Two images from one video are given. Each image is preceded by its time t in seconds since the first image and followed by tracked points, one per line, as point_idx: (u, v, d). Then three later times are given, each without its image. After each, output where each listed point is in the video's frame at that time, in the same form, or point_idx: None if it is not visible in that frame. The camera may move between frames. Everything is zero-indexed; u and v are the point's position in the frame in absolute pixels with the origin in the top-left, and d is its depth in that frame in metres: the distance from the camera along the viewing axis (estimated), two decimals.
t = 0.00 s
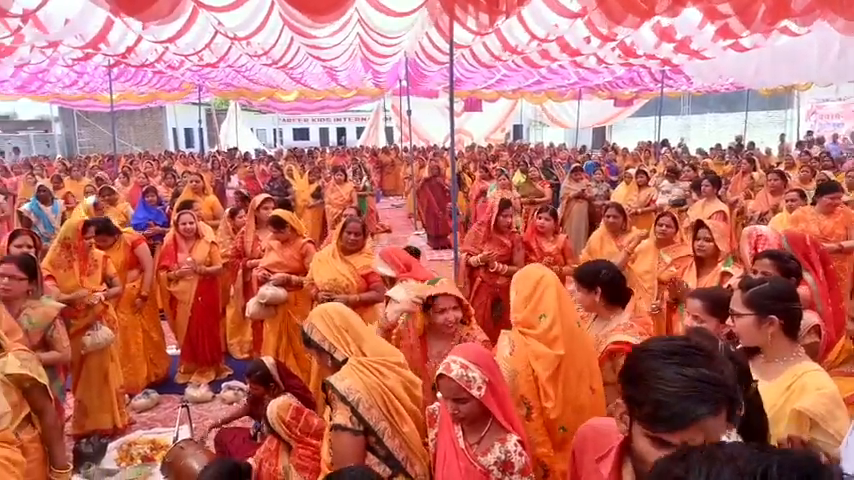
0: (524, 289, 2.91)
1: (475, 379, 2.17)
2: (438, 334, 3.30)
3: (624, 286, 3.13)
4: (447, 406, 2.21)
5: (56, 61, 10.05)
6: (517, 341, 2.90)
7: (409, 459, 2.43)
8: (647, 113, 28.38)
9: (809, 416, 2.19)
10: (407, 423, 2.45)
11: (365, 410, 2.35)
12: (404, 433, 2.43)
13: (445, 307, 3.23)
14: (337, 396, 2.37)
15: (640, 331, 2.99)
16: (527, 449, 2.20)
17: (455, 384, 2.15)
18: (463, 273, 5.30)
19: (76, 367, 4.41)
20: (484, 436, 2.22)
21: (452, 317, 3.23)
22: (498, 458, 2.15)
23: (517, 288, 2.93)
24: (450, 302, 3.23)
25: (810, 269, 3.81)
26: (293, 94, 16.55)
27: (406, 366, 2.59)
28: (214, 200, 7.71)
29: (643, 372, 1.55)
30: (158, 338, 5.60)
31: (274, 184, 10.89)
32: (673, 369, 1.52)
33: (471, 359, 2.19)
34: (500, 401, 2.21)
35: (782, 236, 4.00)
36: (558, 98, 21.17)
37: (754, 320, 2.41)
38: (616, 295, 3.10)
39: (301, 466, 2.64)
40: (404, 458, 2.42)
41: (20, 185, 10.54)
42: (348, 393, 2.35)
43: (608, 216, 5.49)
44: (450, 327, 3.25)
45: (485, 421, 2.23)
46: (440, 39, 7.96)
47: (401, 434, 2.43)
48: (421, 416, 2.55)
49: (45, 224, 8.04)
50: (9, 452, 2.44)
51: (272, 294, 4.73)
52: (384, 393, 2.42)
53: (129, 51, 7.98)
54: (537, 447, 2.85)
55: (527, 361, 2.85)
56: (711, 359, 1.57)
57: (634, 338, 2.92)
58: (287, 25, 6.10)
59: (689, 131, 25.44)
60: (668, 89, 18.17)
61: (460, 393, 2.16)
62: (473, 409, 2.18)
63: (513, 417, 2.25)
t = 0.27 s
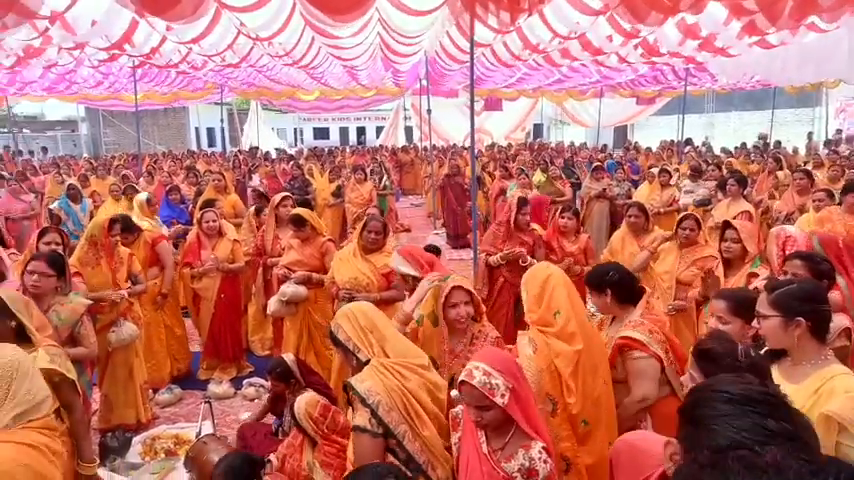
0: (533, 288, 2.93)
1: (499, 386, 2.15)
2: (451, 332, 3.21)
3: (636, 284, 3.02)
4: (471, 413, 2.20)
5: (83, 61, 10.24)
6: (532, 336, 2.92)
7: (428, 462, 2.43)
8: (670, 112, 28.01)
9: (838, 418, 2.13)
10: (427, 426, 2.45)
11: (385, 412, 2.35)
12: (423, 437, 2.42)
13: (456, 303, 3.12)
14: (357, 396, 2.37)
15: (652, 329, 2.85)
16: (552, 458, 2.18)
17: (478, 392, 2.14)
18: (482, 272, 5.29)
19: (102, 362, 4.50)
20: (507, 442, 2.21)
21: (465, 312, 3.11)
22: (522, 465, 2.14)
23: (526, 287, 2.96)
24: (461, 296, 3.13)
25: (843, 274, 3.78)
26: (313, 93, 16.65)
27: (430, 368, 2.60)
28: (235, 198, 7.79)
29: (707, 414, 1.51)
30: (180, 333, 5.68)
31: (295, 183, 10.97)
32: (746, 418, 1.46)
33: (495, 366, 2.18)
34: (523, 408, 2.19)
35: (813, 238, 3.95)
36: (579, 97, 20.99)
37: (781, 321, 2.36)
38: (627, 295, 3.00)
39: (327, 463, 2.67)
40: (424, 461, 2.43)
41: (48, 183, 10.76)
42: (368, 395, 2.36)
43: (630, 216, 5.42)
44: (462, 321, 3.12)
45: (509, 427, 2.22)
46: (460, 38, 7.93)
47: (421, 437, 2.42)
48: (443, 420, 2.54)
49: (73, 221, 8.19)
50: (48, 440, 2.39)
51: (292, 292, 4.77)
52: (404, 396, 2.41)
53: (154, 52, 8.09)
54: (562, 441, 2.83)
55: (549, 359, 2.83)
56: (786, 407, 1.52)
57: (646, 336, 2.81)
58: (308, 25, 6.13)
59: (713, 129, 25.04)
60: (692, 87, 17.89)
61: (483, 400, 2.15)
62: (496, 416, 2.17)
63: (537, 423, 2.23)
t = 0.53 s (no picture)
0: (543, 280, 2.99)
1: (526, 388, 2.15)
2: (469, 331, 3.19)
3: (650, 284, 3.05)
4: (495, 415, 2.19)
5: (105, 60, 10.39)
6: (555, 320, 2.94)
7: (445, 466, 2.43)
8: (690, 111, 27.68)
9: None
10: (445, 430, 2.42)
11: (400, 415, 2.35)
12: (439, 441, 2.40)
13: (478, 298, 3.13)
14: (373, 398, 2.39)
15: (663, 326, 2.85)
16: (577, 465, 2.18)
17: (504, 391, 2.13)
18: (499, 271, 5.27)
19: (123, 356, 4.56)
20: (531, 448, 2.22)
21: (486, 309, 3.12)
22: (546, 472, 2.14)
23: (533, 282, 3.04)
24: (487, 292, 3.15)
25: None
26: (331, 92, 16.74)
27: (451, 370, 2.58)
28: (254, 196, 7.87)
29: (733, 426, 1.39)
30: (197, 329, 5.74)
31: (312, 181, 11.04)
32: (774, 435, 1.34)
33: (524, 367, 2.18)
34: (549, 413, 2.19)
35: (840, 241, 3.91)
36: (597, 95, 20.82)
37: (803, 324, 2.32)
38: (640, 295, 3.02)
39: (343, 461, 2.68)
40: (441, 465, 2.42)
41: (71, 180, 10.94)
42: (383, 397, 2.37)
43: (649, 215, 5.37)
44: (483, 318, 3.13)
45: (535, 432, 2.22)
46: (478, 36, 7.92)
47: (437, 442, 2.40)
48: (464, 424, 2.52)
49: (96, 218, 8.33)
50: (75, 425, 2.33)
51: (310, 290, 4.80)
52: (420, 398, 2.41)
53: (174, 51, 8.19)
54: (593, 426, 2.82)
55: (573, 346, 2.82)
56: (825, 433, 1.37)
57: (656, 335, 2.80)
58: (327, 24, 6.17)
59: (734, 128, 24.69)
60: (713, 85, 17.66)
61: (509, 401, 2.14)
62: (521, 419, 2.16)
63: (562, 428, 2.22)
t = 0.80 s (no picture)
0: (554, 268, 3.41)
1: (556, 388, 2.15)
2: (483, 331, 3.16)
3: (672, 282, 3.02)
4: (519, 412, 2.20)
5: (125, 59, 10.53)
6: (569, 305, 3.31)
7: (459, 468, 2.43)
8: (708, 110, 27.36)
9: None
10: (456, 435, 2.42)
11: (409, 418, 2.38)
12: (449, 446, 2.40)
13: (485, 299, 3.10)
14: (383, 402, 2.42)
15: (685, 322, 2.83)
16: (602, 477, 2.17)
17: (534, 388, 2.14)
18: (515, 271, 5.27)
19: (140, 352, 4.62)
20: (555, 458, 2.21)
21: (493, 309, 3.08)
22: None
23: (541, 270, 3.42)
24: (497, 291, 3.12)
25: None
26: (347, 91, 16.79)
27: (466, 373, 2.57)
28: (270, 194, 7.93)
29: (730, 401, 1.32)
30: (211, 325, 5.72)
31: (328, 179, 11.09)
32: (772, 410, 1.27)
33: (555, 367, 2.18)
34: (575, 420, 2.18)
35: None
36: (614, 95, 20.67)
37: (823, 326, 2.30)
38: (663, 292, 3.00)
39: (355, 459, 2.69)
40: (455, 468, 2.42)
41: (92, 177, 11.10)
42: (393, 401, 2.40)
43: (666, 216, 5.33)
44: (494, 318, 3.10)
45: (560, 440, 2.21)
46: (494, 34, 7.90)
47: (448, 446, 2.40)
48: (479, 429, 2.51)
49: (117, 215, 8.46)
50: (99, 412, 2.34)
51: (325, 288, 4.82)
52: (429, 401, 2.41)
53: (192, 50, 8.27)
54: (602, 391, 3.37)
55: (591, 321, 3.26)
56: (819, 403, 1.30)
57: (678, 329, 2.79)
58: (344, 23, 6.20)
59: (753, 128, 24.36)
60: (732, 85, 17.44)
61: (537, 399, 2.15)
62: (546, 420, 2.16)
63: (590, 436, 2.20)
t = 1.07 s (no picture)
0: (568, 263, 3.74)
1: (582, 386, 2.13)
2: (502, 330, 3.14)
3: (702, 282, 3.02)
4: (543, 409, 2.18)
5: (147, 60, 10.68)
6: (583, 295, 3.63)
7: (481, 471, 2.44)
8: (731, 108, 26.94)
9: None
10: (476, 439, 2.43)
11: (429, 422, 2.41)
12: (470, 450, 2.41)
13: (498, 296, 3.06)
14: (404, 404, 2.45)
15: (713, 321, 2.79)
16: None
17: (560, 383, 2.13)
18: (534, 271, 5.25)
19: (161, 349, 4.67)
20: (577, 459, 2.19)
21: (507, 307, 3.04)
22: None
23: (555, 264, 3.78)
24: (510, 288, 3.07)
25: None
26: (365, 90, 16.86)
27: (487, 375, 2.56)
28: (290, 192, 8.00)
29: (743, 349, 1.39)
30: (227, 323, 5.66)
31: (347, 178, 11.14)
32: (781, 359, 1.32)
33: (583, 365, 2.17)
34: (599, 422, 2.16)
35: None
36: (634, 93, 20.44)
37: (849, 329, 2.25)
38: (692, 291, 3.00)
39: (372, 457, 2.69)
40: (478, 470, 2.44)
41: (116, 176, 11.28)
42: (413, 403, 2.43)
43: (688, 216, 5.26)
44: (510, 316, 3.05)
45: (582, 441, 2.20)
46: (513, 32, 7.87)
47: (468, 450, 2.43)
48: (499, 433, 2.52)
49: (140, 213, 8.59)
50: (129, 405, 2.39)
51: (343, 286, 4.85)
52: (449, 404, 2.43)
53: (214, 50, 8.36)
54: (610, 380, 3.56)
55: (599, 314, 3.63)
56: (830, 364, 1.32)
57: (705, 324, 2.74)
58: (363, 22, 6.22)
59: (778, 126, 23.93)
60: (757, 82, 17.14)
61: (562, 396, 2.13)
62: (570, 417, 2.14)
63: (613, 437, 2.19)
